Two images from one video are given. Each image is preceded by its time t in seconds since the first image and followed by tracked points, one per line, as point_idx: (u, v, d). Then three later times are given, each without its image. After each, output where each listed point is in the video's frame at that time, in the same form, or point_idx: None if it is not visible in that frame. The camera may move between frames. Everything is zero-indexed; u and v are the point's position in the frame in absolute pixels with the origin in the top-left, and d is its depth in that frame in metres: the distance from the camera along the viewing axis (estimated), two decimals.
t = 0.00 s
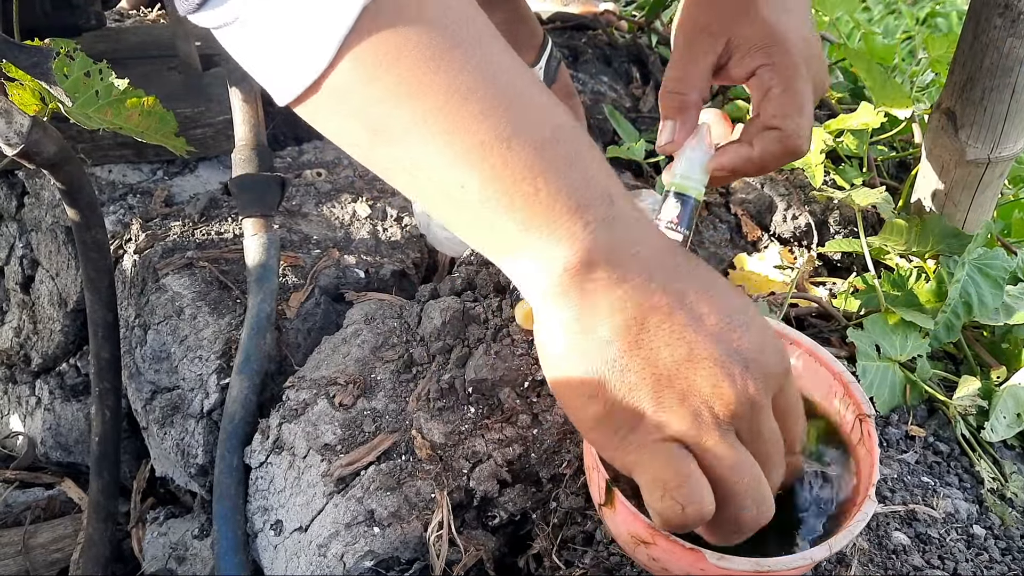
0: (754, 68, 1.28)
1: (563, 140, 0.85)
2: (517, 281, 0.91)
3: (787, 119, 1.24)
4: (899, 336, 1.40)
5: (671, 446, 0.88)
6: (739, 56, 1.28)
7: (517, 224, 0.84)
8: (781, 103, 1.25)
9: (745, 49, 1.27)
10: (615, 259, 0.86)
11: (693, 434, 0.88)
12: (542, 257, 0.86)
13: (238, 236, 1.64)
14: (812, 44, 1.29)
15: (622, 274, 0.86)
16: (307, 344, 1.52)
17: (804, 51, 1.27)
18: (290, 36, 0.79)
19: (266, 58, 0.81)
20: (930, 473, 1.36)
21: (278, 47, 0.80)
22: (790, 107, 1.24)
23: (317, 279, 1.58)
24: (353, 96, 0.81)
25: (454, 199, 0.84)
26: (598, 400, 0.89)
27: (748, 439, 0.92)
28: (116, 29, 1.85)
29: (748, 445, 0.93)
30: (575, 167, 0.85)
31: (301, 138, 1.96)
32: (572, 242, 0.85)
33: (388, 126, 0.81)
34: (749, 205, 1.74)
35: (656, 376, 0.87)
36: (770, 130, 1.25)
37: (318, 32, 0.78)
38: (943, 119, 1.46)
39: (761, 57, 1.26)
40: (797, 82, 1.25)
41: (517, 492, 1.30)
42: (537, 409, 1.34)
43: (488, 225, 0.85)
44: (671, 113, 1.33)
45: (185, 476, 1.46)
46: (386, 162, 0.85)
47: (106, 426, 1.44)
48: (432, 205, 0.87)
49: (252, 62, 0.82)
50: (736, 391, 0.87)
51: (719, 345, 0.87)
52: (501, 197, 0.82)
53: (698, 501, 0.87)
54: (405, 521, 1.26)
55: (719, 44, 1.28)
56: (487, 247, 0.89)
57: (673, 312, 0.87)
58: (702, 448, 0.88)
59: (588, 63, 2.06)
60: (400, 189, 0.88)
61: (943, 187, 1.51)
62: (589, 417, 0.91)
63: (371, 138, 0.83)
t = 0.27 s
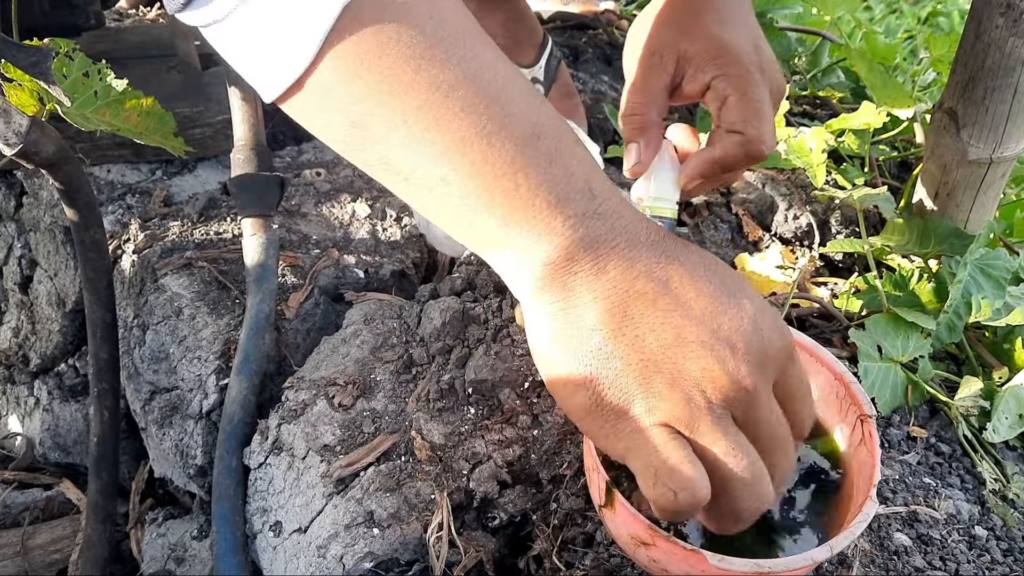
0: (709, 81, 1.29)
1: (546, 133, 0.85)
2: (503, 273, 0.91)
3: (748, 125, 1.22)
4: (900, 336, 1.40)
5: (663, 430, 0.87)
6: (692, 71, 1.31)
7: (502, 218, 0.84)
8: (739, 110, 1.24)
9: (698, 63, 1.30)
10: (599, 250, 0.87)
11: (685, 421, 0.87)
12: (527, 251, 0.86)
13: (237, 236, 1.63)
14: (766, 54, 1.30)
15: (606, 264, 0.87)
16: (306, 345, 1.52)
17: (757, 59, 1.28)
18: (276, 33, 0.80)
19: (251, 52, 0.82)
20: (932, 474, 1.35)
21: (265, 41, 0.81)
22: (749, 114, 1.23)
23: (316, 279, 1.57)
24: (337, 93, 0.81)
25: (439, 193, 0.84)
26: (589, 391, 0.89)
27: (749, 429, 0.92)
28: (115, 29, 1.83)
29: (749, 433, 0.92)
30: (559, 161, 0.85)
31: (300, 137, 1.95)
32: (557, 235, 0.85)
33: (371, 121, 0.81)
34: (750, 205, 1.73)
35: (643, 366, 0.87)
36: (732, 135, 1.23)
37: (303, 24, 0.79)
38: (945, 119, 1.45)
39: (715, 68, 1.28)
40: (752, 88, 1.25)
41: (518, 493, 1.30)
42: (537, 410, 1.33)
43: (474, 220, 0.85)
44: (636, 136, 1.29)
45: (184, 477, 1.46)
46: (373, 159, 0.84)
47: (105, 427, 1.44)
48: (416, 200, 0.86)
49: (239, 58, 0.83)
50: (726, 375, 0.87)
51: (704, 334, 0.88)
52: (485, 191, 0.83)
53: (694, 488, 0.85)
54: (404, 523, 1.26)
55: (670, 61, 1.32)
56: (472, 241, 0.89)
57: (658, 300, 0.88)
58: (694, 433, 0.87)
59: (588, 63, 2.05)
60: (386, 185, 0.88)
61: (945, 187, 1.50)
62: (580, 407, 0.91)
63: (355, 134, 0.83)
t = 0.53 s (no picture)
0: (681, 81, 1.35)
1: (553, 151, 0.84)
2: (502, 285, 0.91)
3: (709, 128, 1.29)
4: (900, 337, 1.40)
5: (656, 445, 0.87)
6: (664, 72, 1.37)
7: (501, 235, 0.83)
8: (704, 112, 1.30)
9: (670, 63, 1.36)
10: (600, 268, 0.86)
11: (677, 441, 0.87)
12: (527, 267, 0.85)
13: (238, 237, 1.63)
14: (739, 58, 1.34)
15: (605, 282, 0.86)
16: (307, 346, 1.52)
17: (728, 63, 1.32)
18: (284, 45, 0.79)
19: (259, 63, 0.81)
20: (931, 474, 1.36)
21: (273, 52, 0.80)
22: (712, 116, 1.29)
23: (317, 280, 1.58)
24: (341, 104, 0.80)
25: (438, 206, 0.83)
26: (586, 405, 0.88)
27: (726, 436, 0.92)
28: (117, 29, 1.85)
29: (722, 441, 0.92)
30: (562, 181, 0.84)
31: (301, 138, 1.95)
32: (556, 250, 0.84)
33: (374, 135, 0.80)
34: (750, 206, 1.73)
35: (642, 383, 0.87)
36: (694, 137, 1.30)
37: (313, 36, 0.78)
38: (944, 120, 1.45)
39: (684, 69, 1.34)
40: (718, 91, 1.30)
41: (518, 493, 1.30)
42: (537, 410, 1.33)
43: (475, 234, 0.84)
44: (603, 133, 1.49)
45: (185, 478, 1.46)
46: (374, 170, 0.84)
47: (106, 427, 1.44)
48: (417, 211, 0.85)
49: (246, 68, 0.82)
50: (719, 394, 0.87)
51: (705, 355, 0.87)
52: (487, 209, 0.82)
53: (685, 498, 0.85)
54: (405, 523, 1.26)
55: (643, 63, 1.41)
56: (472, 252, 0.88)
57: (658, 317, 0.87)
58: (688, 449, 0.87)
59: (589, 64, 2.05)
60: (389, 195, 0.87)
61: (944, 188, 1.50)
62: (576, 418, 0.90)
63: (357, 145, 0.82)
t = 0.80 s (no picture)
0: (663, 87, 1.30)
1: (590, 144, 0.81)
2: (542, 292, 0.87)
3: (691, 134, 1.25)
4: (900, 338, 1.40)
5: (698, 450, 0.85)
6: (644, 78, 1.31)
7: (541, 233, 0.79)
8: (686, 120, 1.26)
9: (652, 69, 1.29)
10: (645, 268, 0.81)
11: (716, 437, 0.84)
12: (569, 268, 0.81)
13: (239, 238, 1.63)
14: (722, 66, 1.29)
15: (650, 284, 0.81)
16: (308, 346, 1.52)
17: (713, 71, 1.27)
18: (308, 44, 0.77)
19: (281, 62, 0.79)
20: (932, 475, 1.36)
21: (294, 53, 0.78)
22: (695, 125, 1.25)
23: (317, 280, 1.58)
24: (371, 103, 0.77)
25: (472, 206, 0.79)
26: (627, 413, 0.85)
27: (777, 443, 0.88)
28: (117, 31, 1.86)
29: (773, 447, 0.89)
30: (602, 174, 0.80)
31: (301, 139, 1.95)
32: (599, 251, 0.80)
33: (409, 131, 0.77)
34: (750, 207, 1.73)
35: (683, 387, 0.83)
36: (676, 145, 1.26)
37: (339, 34, 0.75)
38: (944, 121, 1.45)
39: (670, 76, 1.26)
40: (702, 100, 1.25)
41: (519, 494, 1.30)
42: (538, 411, 1.32)
43: (514, 237, 0.80)
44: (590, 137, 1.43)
45: (185, 479, 1.46)
46: (408, 170, 0.80)
47: (106, 428, 1.45)
48: (450, 213, 0.82)
49: (268, 66, 0.80)
50: (758, 397, 0.83)
51: (747, 357, 0.83)
52: (525, 205, 0.78)
53: (726, 504, 0.85)
54: (406, 524, 1.26)
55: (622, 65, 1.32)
56: (511, 258, 0.84)
57: (704, 325, 0.82)
58: (736, 458, 0.85)
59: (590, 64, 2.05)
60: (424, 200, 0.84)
61: (945, 189, 1.50)
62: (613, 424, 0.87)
63: (391, 146, 0.79)
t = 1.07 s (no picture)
0: (684, 68, 1.29)
1: (562, 94, 0.79)
2: (518, 249, 0.84)
3: (716, 117, 1.24)
4: (901, 338, 1.40)
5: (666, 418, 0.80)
6: (665, 58, 1.30)
7: (506, 177, 0.77)
8: (709, 101, 1.25)
9: (674, 51, 1.28)
10: (614, 213, 0.79)
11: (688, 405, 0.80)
12: (539, 212, 0.79)
13: (239, 239, 1.63)
14: (744, 51, 1.30)
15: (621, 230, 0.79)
16: (308, 347, 1.52)
17: (734, 53, 1.27)
18: (264, 20, 0.77)
19: (246, 40, 0.79)
20: (932, 476, 1.36)
21: (255, 29, 0.78)
22: (717, 107, 1.25)
23: (318, 281, 1.58)
24: (335, 63, 0.76)
25: (439, 161, 0.78)
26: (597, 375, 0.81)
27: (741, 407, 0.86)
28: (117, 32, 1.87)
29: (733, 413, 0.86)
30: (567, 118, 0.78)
31: (302, 140, 1.95)
32: (567, 196, 0.78)
33: (369, 91, 0.76)
34: (751, 208, 1.73)
35: (654, 348, 0.79)
36: (698, 126, 1.24)
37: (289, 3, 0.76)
38: (945, 122, 1.45)
39: (694, 58, 1.27)
40: (725, 82, 1.25)
41: (519, 495, 1.30)
42: (538, 412, 1.32)
43: (483, 188, 0.79)
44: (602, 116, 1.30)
45: (185, 480, 1.46)
46: (376, 131, 0.79)
47: (107, 429, 1.45)
48: (419, 172, 0.81)
49: (234, 47, 0.80)
50: (738, 360, 0.79)
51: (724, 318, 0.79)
52: (489, 146, 0.76)
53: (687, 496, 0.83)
54: (406, 525, 1.26)
55: (643, 47, 1.30)
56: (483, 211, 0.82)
57: (676, 280, 0.79)
58: (697, 423, 0.81)
59: (590, 65, 2.05)
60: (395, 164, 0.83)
61: (945, 189, 1.50)
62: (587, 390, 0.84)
63: (351, 114, 0.79)
